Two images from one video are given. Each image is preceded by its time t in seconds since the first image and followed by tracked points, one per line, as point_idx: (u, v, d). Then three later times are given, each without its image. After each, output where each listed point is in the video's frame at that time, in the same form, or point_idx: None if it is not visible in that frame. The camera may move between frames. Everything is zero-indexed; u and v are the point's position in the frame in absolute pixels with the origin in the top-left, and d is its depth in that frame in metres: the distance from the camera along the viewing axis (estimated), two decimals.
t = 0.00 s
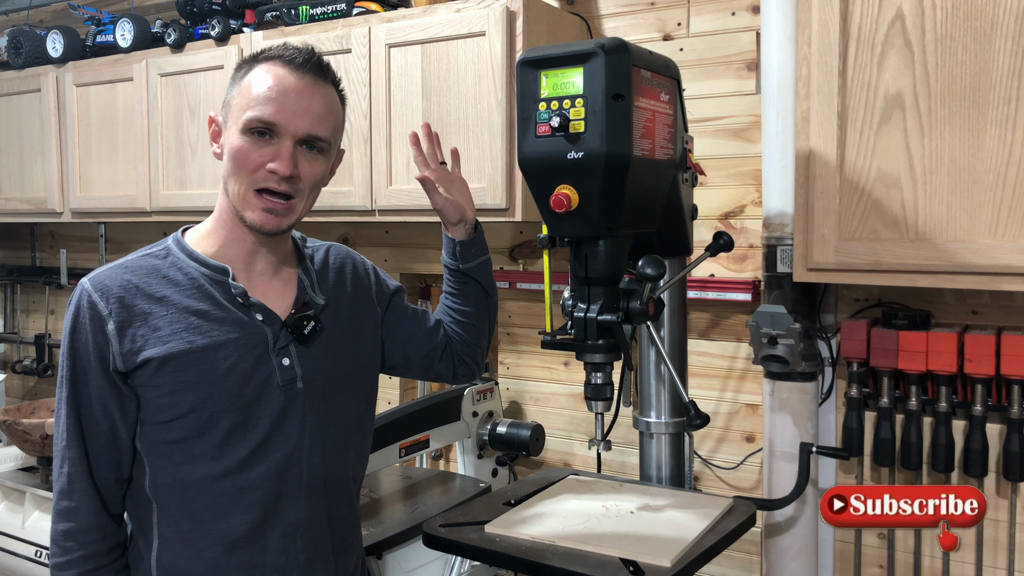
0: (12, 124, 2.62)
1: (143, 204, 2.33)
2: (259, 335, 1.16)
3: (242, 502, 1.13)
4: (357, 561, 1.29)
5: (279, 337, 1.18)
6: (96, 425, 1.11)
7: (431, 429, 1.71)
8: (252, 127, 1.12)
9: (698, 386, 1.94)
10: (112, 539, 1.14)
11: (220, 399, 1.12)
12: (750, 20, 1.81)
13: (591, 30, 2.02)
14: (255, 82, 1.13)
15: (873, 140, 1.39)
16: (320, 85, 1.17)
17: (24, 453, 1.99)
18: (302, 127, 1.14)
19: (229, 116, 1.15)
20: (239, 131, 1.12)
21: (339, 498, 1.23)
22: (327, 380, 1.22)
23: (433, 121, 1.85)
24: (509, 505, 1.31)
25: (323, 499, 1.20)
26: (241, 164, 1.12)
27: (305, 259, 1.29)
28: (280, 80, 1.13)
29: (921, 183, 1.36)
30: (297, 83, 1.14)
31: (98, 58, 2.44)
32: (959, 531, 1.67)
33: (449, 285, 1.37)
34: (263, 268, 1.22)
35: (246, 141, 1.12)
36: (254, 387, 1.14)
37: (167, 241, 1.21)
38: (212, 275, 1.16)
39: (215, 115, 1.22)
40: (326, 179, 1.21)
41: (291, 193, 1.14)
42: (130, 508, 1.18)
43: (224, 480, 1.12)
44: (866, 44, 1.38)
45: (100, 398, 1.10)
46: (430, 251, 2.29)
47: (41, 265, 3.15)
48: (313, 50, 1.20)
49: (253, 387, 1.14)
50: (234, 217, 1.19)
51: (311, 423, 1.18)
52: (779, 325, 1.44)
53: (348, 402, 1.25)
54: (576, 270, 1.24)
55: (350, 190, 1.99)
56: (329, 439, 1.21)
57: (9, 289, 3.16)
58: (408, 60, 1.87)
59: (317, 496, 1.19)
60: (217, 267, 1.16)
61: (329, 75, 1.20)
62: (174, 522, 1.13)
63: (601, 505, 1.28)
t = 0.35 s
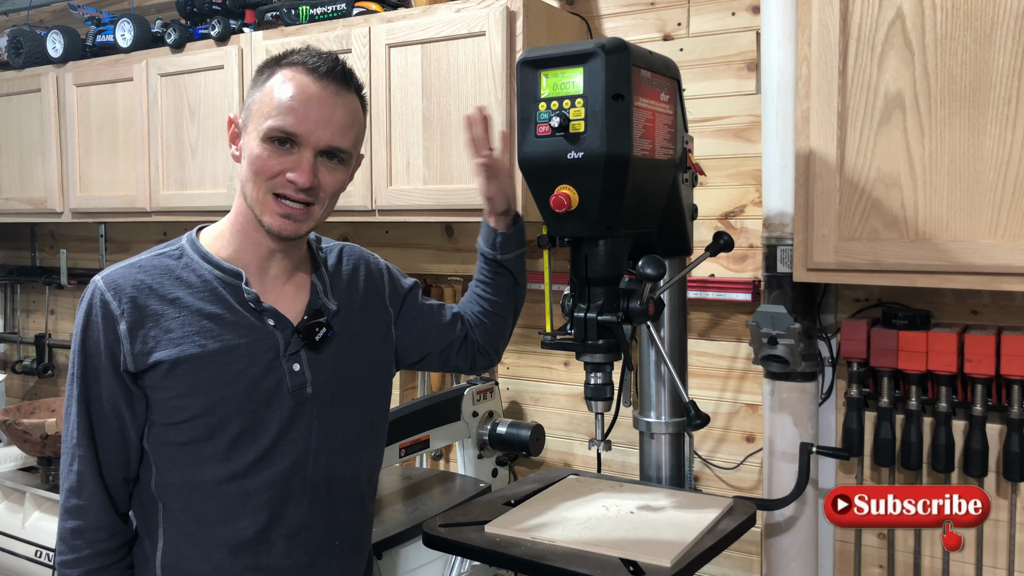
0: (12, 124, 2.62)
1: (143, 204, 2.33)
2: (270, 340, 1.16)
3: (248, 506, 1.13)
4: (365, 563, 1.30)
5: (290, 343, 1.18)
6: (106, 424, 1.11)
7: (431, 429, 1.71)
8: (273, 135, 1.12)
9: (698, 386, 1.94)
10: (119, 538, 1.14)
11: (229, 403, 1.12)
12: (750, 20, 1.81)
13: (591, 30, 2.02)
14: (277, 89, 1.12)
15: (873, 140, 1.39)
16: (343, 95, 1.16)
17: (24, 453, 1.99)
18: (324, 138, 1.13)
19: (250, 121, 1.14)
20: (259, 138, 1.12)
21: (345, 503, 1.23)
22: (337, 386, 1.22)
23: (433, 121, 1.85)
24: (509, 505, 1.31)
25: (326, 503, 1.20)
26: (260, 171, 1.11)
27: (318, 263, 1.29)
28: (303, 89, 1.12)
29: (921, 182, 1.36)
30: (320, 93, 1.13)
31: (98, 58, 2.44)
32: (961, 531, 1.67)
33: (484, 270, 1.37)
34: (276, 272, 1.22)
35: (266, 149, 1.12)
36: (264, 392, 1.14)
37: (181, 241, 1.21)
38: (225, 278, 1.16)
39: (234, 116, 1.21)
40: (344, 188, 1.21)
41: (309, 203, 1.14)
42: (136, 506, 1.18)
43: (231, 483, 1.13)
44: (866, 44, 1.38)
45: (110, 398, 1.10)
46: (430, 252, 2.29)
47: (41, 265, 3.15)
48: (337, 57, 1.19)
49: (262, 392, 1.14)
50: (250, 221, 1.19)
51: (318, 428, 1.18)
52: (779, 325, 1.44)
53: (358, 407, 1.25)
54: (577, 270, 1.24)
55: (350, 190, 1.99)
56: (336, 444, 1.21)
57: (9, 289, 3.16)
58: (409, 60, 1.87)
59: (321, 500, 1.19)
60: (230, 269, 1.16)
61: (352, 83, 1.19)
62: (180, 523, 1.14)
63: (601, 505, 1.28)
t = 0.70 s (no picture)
0: (13, 124, 2.62)
1: (143, 204, 2.33)
2: (281, 349, 1.16)
3: (248, 510, 1.14)
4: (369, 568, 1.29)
5: (302, 352, 1.17)
6: (117, 419, 1.13)
7: (431, 429, 1.71)
8: (301, 146, 1.11)
9: (698, 386, 1.94)
10: (123, 530, 1.16)
11: (236, 408, 1.13)
12: (749, 20, 1.81)
13: (591, 30, 2.02)
14: (307, 99, 1.11)
15: (873, 140, 1.39)
16: (373, 107, 1.15)
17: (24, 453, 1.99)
18: (352, 151, 1.13)
19: (279, 131, 1.14)
20: (287, 148, 1.12)
21: (346, 511, 1.23)
22: (346, 396, 1.21)
23: (433, 121, 1.85)
24: (509, 505, 1.31)
25: (326, 510, 1.20)
26: (287, 182, 1.11)
27: (339, 272, 1.28)
28: (333, 100, 1.11)
29: (921, 182, 1.36)
30: (350, 105, 1.12)
31: (98, 58, 2.44)
32: (961, 531, 1.67)
33: (502, 269, 1.37)
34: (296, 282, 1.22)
35: (294, 160, 1.11)
36: (272, 400, 1.14)
37: (202, 241, 1.22)
38: (241, 282, 1.16)
39: (262, 123, 1.20)
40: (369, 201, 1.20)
41: (334, 216, 1.13)
42: (142, 499, 1.20)
43: (232, 486, 1.13)
44: (866, 44, 1.38)
45: (121, 393, 1.12)
46: (431, 251, 2.29)
47: (41, 265, 3.15)
48: (369, 68, 1.18)
49: (269, 399, 1.14)
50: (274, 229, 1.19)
51: (324, 439, 1.18)
52: (779, 325, 1.44)
53: (367, 418, 1.24)
54: (577, 270, 1.24)
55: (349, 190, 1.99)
56: (341, 454, 1.21)
57: (9, 289, 3.16)
58: (409, 60, 1.87)
59: (321, 507, 1.19)
60: (248, 275, 1.16)
61: (383, 95, 1.18)
62: (181, 520, 1.15)
63: (601, 505, 1.28)
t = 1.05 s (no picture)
0: (12, 124, 2.62)
1: (143, 204, 2.33)
2: (291, 347, 1.16)
3: (257, 505, 1.14)
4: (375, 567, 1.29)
5: (311, 352, 1.18)
6: (129, 412, 1.14)
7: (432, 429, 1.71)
8: (310, 162, 1.10)
9: (698, 386, 1.94)
10: (133, 522, 1.17)
11: (246, 405, 1.14)
12: (749, 20, 1.81)
13: (591, 30, 2.02)
14: (314, 113, 1.10)
15: (873, 140, 1.39)
16: (380, 118, 1.13)
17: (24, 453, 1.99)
18: (361, 166, 1.12)
19: (288, 143, 1.12)
20: (295, 163, 1.11)
21: (354, 509, 1.23)
22: (355, 396, 1.21)
23: (433, 121, 1.85)
24: (509, 505, 1.31)
25: (334, 507, 1.20)
26: (298, 197, 1.11)
27: (349, 273, 1.28)
28: (341, 115, 1.10)
29: (921, 182, 1.36)
30: (358, 119, 1.11)
31: (98, 58, 2.44)
32: (962, 531, 1.67)
33: (506, 270, 1.37)
34: (305, 283, 1.22)
35: (304, 176, 1.11)
36: (282, 397, 1.15)
37: (215, 240, 1.23)
38: (252, 283, 1.17)
39: (268, 130, 1.19)
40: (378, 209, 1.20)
41: (345, 229, 1.14)
42: (151, 493, 1.21)
43: (242, 482, 1.14)
44: (866, 44, 1.38)
45: (134, 388, 1.13)
46: (431, 251, 2.29)
47: (41, 265, 3.15)
48: (375, 75, 1.16)
49: (279, 397, 1.15)
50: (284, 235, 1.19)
51: (333, 437, 1.19)
52: (779, 325, 1.44)
53: (377, 416, 1.25)
54: (577, 270, 1.24)
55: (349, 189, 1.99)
56: (350, 452, 1.21)
57: (9, 289, 3.16)
58: (409, 60, 1.87)
59: (329, 504, 1.20)
60: (259, 275, 1.17)
61: (390, 103, 1.16)
62: (190, 515, 1.16)
63: (601, 505, 1.28)
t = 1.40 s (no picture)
0: (12, 124, 2.62)
1: (143, 204, 2.33)
2: (299, 343, 1.16)
3: (267, 500, 1.14)
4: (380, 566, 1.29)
5: (319, 348, 1.18)
6: (141, 407, 1.15)
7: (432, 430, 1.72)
8: (308, 155, 1.10)
9: (698, 386, 1.95)
10: (147, 516, 1.18)
11: (255, 400, 1.14)
12: (750, 20, 1.81)
13: (591, 30, 2.02)
14: (308, 107, 1.10)
15: (873, 140, 1.39)
16: (374, 106, 1.13)
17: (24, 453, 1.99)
18: (359, 155, 1.12)
19: (283, 138, 1.12)
20: (294, 158, 1.11)
21: (363, 505, 1.23)
22: (364, 392, 1.21)
23: (433, 121, 1.85)
24: (509, 505, 1.31)
25: (344, 502, 1.20)
26: (299, 192, 1.11)
27: (356, 268, 1.28)
28: (335, 106, 1.10)
29: (921, 182, 1.36)
30: (353, 109, 1.11)
31: (98, 58, 2.44)
32: (961, 531, 1.67)
33: (506, 269, 1.37)
34: (313, 279, 1.22)
35: (303, 170, 1.11)
36: (291, 393, 1.15)
37: (225, 237, 1.24)
38: (261, 279, 1.17)
39: (264, 128, 1.19)
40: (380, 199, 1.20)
41: (348, 220, 1.14)
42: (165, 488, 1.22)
43: (251, 477, 1.14)
44: (866, 44, 1.38)
45: (146, 383, 1.14)
46: (431, 252, 2.29)
47: (41, 265, 3.15)
48: (364, 65, 1.16)
49: (287, 393, 1.15)
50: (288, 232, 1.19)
51: (343, 433, 1.19)
52: (779, 325, 1.44)
53: (386, 411, 1.25)
54: (577, 270, 1.24)
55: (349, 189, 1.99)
56: (360, 448, 1.21)
57: (9, 290, 3.16)
58: (409, 60, 1.87)
59: (338, 499, 1.19)
60: (267, 272, 1.18)
61: (382, 92, 1.16)
62: (202, 509, 1.16)
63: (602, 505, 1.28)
